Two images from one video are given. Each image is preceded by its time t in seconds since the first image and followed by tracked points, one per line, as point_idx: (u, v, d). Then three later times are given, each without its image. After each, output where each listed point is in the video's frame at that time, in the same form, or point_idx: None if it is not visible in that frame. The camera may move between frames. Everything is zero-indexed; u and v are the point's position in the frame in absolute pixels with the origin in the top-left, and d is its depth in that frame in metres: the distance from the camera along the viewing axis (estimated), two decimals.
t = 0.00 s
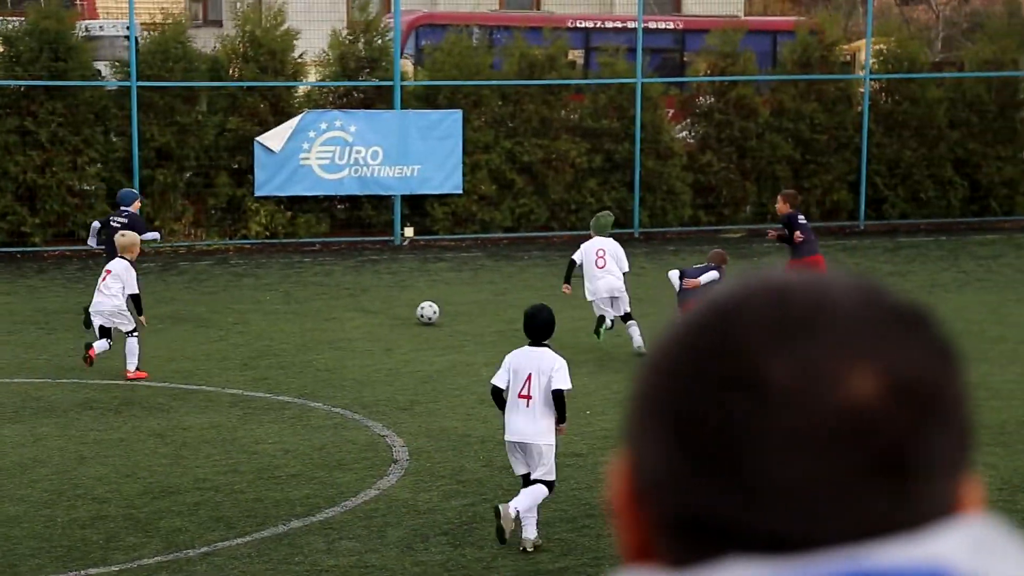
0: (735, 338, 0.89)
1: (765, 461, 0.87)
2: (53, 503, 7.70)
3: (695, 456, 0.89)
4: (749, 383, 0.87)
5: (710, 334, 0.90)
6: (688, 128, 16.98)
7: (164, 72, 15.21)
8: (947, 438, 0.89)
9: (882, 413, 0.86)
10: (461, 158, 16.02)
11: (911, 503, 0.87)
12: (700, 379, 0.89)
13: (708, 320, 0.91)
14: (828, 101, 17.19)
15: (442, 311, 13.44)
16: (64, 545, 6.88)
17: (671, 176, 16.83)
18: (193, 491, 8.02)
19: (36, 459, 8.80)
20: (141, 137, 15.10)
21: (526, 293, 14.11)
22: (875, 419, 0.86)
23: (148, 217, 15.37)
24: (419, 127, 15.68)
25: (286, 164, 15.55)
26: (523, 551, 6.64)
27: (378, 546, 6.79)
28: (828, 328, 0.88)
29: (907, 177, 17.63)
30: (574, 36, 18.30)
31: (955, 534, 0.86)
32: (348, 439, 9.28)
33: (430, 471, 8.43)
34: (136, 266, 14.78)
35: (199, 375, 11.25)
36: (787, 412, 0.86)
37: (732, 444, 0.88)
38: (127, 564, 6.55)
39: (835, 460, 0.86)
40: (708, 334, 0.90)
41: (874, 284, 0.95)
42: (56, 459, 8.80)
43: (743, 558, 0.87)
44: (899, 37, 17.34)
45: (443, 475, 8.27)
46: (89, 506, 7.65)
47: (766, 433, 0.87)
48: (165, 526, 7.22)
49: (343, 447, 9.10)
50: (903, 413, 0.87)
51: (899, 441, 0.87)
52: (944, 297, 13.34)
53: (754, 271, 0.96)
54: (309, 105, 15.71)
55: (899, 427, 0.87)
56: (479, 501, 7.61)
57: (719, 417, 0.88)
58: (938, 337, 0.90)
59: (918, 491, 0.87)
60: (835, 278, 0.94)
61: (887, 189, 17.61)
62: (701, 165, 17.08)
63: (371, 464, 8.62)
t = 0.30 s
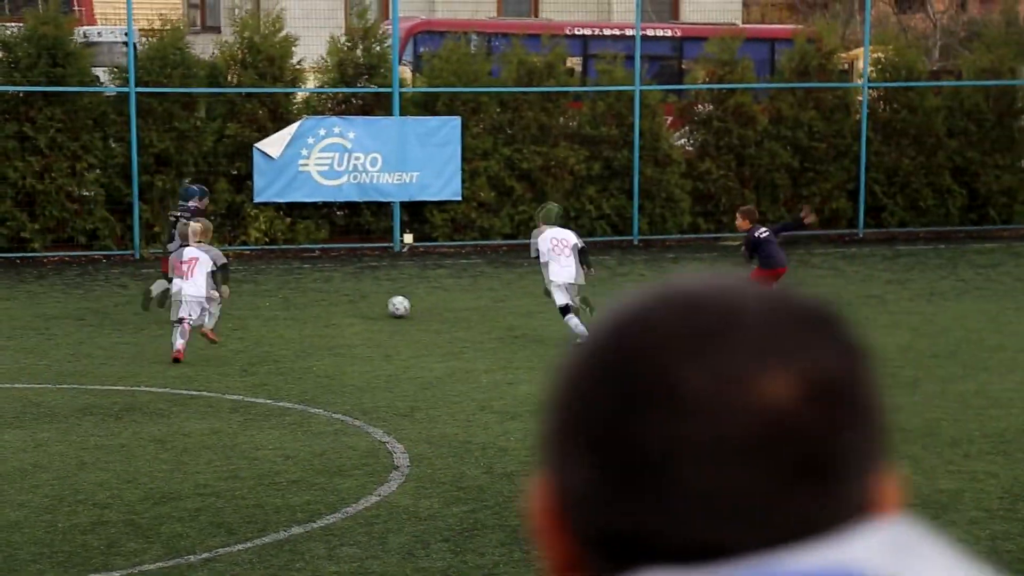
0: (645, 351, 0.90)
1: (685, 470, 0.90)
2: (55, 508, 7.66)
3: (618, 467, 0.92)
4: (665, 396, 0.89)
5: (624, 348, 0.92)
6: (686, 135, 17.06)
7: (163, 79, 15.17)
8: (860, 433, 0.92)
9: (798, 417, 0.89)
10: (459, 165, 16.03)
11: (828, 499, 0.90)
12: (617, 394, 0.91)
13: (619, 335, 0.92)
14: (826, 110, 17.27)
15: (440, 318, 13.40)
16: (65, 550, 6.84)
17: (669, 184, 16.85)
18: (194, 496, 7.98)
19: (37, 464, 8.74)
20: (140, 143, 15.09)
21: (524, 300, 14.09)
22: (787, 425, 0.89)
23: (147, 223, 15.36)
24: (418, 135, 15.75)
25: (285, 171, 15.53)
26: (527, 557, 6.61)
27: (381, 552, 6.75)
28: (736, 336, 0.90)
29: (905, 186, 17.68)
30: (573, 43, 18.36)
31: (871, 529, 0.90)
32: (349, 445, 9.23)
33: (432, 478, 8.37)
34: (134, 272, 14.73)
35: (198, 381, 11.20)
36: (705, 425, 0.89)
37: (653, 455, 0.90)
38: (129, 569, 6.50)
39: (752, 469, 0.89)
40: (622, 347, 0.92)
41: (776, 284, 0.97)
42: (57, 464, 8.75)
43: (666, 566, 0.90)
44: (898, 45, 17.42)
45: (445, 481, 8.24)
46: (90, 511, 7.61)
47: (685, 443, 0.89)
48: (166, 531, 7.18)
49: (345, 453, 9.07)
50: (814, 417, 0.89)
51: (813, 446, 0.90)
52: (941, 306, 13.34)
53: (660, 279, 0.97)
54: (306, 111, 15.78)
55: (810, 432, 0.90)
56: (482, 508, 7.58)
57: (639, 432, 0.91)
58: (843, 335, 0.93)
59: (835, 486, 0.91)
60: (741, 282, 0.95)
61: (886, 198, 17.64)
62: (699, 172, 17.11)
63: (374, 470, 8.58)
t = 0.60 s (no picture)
0: (530, 364, 0.89)
1: (574, 482, 0.88)
2: (61, 514, 7.66)
3: (507, 482, 0.90)
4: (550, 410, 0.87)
5: (509, 364, 0.90)
6: (694, 143, 17.06)
7: (172, 85, 15.21)
8: (749, 436, 0.90)
9: (685, 423, 0.87)
10: (468, 172, 16.03)
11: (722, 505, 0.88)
12: (504, 408, 0.89)
13: (503, 349, 0.91)
14: (834, 117, 17.26)
15: (448, 324, 13.40)
16: (73, 556, 6.84)
17: (677, 191, 16.84)
18: (201, 502, 7.98)
19: (45, 470, 8.75)
20: (149, 149, 15.14)
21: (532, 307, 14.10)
22: (673, 430, 0.87)
23: (156, 229, 15.39)
24: (426, 141, 15.74)
25: (294, 177, 15.45)
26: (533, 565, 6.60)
27: (387, 559, 6.74)
28: (619, 345, 0.87)
29: (913, 194, 17.66)
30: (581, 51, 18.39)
31: (762, 527, 0.87)
32: (356, 452, 9.22)
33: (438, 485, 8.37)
34: (142, 278, 14.75)
35: (206, 388, 11.21)
36: (592, 437, 0.87)
37: (541, 471, 0.89)
38: None
39: (642, 479, 0.87)
40: (507, 363, 0.90)
41: (664, 292, 0.96)
42: (64, 470, 8.75)
43: None
44: (906, 53, 17.44)
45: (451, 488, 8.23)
46: (97, 517, 7.61)
47: (571, 456, 0.88)
48: (173, 538, 7.18)
49: (352, 459, 9.06)
50: (701, 422, 0.88)
51: (700, 454, 0.88)
52: (950, 314, 13.31)
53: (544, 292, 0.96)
54: (315, 118, 15.78)
55: (698, 438, 0.88)
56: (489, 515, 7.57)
57: (525, 445, 0.89)
58: (727, 340, 0.91)
59: (726, 490, 0.88)
60: (626, 288, 0.94)
61: (894, 206, 17.61)
62: (707, 180, 17.10)
63: (381, 476, 8.58)
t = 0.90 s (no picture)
0: (587, 370, 0.97)
1: (625, 481, 0.95)
2: (65, 526, 7.68)
3: (560, 480, 0.97)
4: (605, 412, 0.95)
5: (565, 370, 0.98)
6: (698, 153, 17.08)
7: (176, 96, 15.24)
8: (793, 452, 0.98)
9: (735, 430, 0.94)
10: (470, 183, 15.97)
11: (768, 514, 0.95)
12: (559, 409, 0.97)
13: (561, 357, 0.98)
14: (837, 128, 17.28)
15: (451, 334, 13.42)
16: (77, 567, 6.86)
17: (680, 202, 16.86)
18: (204, 514, 7.99)
19: (48, 481, 8.76)
20: (153, 160, 15.18)
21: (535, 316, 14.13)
22: (723, 434, 0.94)
23: (160, 239, 15.43)
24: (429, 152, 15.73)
25: (296, 189, 15.54)
26: None
27: (390, 571, 6.76)
28: (675, 355, 0.96)
29: (916, 205, 17.67)
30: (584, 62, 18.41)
31: (810, 539, 0.94)
32: (360, 463, 9.24)
33: (441, 496, 8.38)
34: (146, 288, 14.78)
35: (209, 399, 11.23)
36: (645, 438, 0.94)
37: (593, 471, 0.96)
38: None
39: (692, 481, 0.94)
40: (565, 366, 0.98)
41: (711, 308, 1.05)
42: (68, 482, 8.77)
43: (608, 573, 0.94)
44: (909, 64, 17.46)
45: (455, 499, 8.25)
46: (101, 529, 7.63)
47: (624, 457, 0.95)
48: (177, 548, 7.20)
49: (356, 471, 9.08)
50: (752, 431, 0.95)
51: (747, 463, 0.95)
52: (952, 323, 13.33)
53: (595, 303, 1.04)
54: (319, 129, 15.78)
55: (747, 447, 0.95)
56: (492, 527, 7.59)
57: (580, 443, 0.96)
58: (771, 354, 1.00)
59: (772, 497, 0.96)
60: (680, 306, 1.02)
61: (897, 217, 17.63)
62: (710, 191, 17.12)
63: (384, 487, 8.59)
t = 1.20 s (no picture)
0: (669, 377, 1.00)
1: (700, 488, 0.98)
2: (66, 542, 7.66)
3: (634, 480, 1.00)
4: (686, 418, 0.98)
5: (646, 377, 1.00)
6: (699, 168, 17.07)
7: (178, 112, 15.24)
8: (873, 468, 1.01)
9: (816, 447, 0.97)
10: (471, 198, 16.04)
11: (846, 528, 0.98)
12: (639, 412, 1.00)
13: (645, 360, 1.02)
14: (838, 143, 17.29)
15: (452, 350, 13.40)
16: None
17: (681, 218, 16.86)
18: (205, 530, 7.97)
19: (49, 498, 8.72)
20: (154, 177, 15.20)
21: (537, 332, 14.13)
22: (808, 448, 0.97)
23: (161, 255, 15.44)
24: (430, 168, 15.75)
25: (297, 205, 15.54)
26: None
27: None
28: (756, 365, 0.98)
29: (917, 219, 17.66)
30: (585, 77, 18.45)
31: (887, 559, 0.96)
32: (361, 479, 9.22)
33: (442, 512, 8.35)
34: (148, 305, 14.78)
35: (210, 415, 11.20)
36: (726, 447, 0.97)
37: (670, 474, 0.99)
38: None
39: (770, 492, 0.97)
40: (644, 371, 1.01)
41: (786, 317, 1.07)
42: (68, 498, 8.75)
43: None
44: (909, 79, 17.46)
45: (456, 515, 8.22)
46: (102, 545, 7.61)
47: (703, 465, 0.98)
48: (178, 566, 7.17)
49: (358, 486, 9.05)
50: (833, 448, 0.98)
51: (827, 479, 0.98)
52: (954, 339, 13.31)
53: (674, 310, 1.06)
54: (320, 145, 15.77)
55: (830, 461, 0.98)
56: (494, 542, 7.57)
57: (656, 445, 0.99)
58: (849, 366, 1.03)
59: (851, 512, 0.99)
60: (759, 314, 1.05)
61: (898, 232, 17.63)
62: (711, 206, 17.12)
63: (386, 504, 8.57)
